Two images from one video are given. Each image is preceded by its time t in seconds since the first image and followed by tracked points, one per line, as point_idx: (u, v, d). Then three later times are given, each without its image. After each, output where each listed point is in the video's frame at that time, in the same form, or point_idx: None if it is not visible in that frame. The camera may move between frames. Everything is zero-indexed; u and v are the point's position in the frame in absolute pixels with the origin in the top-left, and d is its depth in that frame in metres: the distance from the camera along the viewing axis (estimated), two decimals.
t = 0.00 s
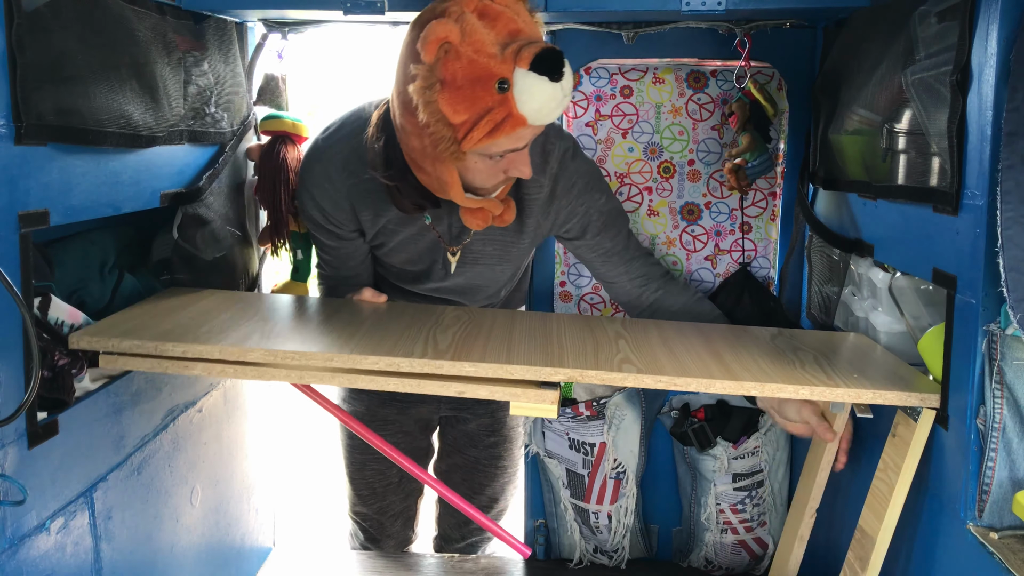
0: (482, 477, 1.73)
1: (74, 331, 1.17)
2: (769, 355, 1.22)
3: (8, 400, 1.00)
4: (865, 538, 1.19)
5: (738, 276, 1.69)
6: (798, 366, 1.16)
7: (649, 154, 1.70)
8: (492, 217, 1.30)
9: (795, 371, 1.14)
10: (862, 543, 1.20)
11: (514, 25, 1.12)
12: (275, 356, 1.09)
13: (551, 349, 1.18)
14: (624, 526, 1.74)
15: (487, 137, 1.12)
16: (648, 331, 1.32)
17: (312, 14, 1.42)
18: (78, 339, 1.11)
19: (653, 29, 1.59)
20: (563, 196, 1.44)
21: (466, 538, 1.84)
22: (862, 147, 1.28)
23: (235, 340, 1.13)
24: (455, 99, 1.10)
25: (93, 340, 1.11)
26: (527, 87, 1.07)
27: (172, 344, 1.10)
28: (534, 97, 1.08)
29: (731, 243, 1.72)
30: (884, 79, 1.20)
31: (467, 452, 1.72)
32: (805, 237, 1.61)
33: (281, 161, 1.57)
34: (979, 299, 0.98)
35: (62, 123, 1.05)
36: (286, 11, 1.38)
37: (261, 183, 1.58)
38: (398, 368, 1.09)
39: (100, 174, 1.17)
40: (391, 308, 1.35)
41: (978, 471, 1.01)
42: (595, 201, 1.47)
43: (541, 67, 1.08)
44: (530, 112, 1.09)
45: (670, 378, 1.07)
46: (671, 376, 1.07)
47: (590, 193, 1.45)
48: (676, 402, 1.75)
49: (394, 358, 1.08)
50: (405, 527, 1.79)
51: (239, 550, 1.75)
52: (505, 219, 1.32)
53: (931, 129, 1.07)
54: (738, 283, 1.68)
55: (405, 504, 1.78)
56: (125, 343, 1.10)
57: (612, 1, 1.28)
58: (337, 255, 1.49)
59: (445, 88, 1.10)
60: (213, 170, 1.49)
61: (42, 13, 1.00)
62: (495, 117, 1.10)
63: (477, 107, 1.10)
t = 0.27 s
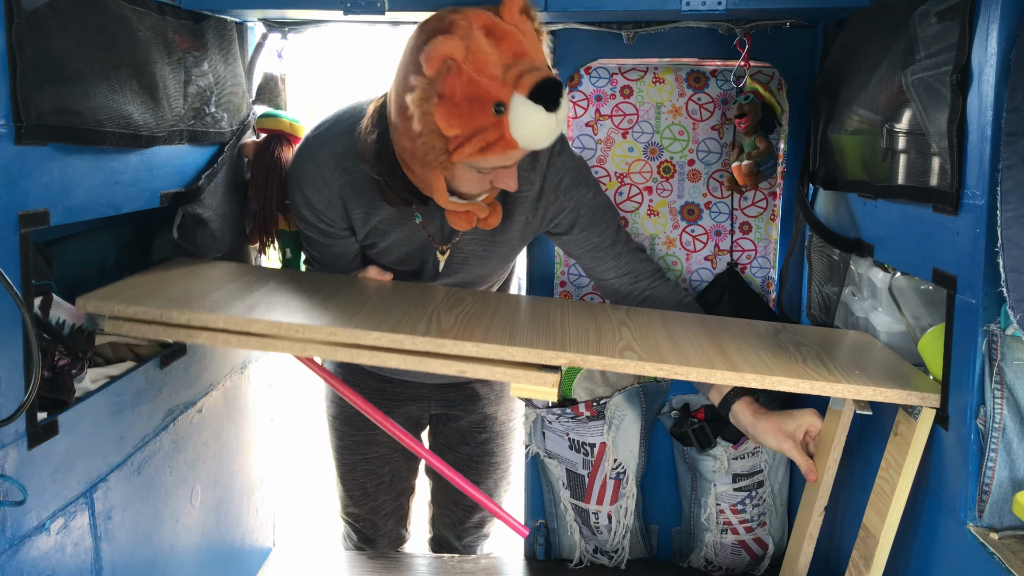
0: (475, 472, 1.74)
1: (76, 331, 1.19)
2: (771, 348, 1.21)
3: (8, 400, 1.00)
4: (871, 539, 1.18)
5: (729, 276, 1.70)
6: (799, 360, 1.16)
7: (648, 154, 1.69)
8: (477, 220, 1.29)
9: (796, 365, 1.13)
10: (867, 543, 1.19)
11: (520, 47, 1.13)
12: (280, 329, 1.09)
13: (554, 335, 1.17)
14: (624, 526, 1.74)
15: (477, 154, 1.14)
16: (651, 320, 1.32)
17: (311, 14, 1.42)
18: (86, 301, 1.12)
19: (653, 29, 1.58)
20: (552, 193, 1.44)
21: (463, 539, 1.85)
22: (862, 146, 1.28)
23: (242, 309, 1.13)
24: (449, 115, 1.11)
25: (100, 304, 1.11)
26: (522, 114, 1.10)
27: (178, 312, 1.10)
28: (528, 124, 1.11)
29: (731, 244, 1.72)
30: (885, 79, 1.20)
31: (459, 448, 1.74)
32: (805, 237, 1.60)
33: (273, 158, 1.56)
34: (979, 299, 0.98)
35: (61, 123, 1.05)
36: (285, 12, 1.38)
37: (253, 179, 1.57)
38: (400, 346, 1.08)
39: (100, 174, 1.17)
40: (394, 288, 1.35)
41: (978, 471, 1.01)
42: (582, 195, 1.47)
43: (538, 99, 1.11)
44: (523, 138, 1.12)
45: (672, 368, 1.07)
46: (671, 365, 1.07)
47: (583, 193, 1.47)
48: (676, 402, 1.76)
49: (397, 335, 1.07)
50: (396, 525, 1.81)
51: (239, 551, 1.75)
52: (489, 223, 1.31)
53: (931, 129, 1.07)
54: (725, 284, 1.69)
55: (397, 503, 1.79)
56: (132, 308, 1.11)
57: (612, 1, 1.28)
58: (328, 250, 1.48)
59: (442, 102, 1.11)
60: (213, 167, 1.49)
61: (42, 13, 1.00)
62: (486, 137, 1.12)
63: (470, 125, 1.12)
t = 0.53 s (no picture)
0: (466, 465, 1.75)
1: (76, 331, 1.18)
2: (768, 352, 1.21)
3: (8, 400, 1.00)
4: (873, 537, 1.18)
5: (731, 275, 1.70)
6: (797, 364, 1.16)
7: (648, 154, 1.69)
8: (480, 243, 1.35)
9: (796, 370, 1.13)
10: (870, 542, 1.19)
11: (580, 154, 1.23)
12: (271, 363, 1.09)
13: (549, 352, 1.17)
14: (624, 526, 1.75)
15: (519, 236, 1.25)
16: (647, 331, 1.32)
17: (310, 14, 1.42)
18: (69, 349, 1.10)
19: (653, 29, 1.60)
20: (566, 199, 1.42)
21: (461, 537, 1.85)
22: (862, 146, 1.28)
23: (228, 347, 1.12)
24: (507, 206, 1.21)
25: (83, 349, 1.10)
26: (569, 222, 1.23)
27: (165, 353, 1.10)
28: (571, 231, 1.24)
29: (731, 243, 1.72)
30: (885, 79, 1.20)
31: (452, 441, 1.74)
32: (805, 237, 1.61)
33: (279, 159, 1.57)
34: (979, 299, 0.98)
35: (61, 123, 1.05)
36: (286, 12, 1.38)
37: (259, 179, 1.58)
38: (396, 374, 1.09)
39: (101, 174, 1.17)
40: (385, 310, 1.36)
41: (978, 471, 1.01)
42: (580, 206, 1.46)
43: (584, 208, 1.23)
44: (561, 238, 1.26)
45: (670, 380, 1.07)
46: (670, 378, 1.07)
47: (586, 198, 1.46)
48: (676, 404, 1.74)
49: (391, 363, 1.08)
50: (391, 521, 1.82)
51: (239, 550, 1.75)
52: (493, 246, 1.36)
53: (931, 129, 1.07)
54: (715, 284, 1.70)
55: (390, 499, 1.80)
56: (116, 352, 1.10)
57: (612, 1, 1.28)
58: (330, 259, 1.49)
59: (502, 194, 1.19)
60: (213, 169, 1.49)
61: (41, 13, 1.00)
62: (532, 229, 1.23)
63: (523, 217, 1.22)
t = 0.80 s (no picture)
0: (463, 462, 1.75)
1: (76, 331, 1.19)
2: (771, 348, 1.21)
3: (9, 399, 1.00)
4: (872, 535, 1.18)
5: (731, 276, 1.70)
6: (798, 360, 1.16)
7: (648, 154, 1.69)
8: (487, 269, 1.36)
9: (796, 366, 1.13)
10: (869, 540, 1.19)
11: (596, 182, 1.23)
12: (280, 344, 1.10)
13: (553, 340, 1.17)
14: (624, 526, 1.75)
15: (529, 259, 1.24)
16: (651, 323, 1.32)
17: (310, 14, 1.42)
18: (89, 321, 1.13)
19: (653, 29, 1.60)
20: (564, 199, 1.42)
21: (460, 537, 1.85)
22: (862, 146, 1.28)
23: (241, 326, 1.13)
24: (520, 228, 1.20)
25: (101, 323, 1.13)
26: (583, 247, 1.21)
27: (180, 330, 1.11)
28: (584, 258, 1.23)
29: (731, 244, 1.71)
30: (885, 80, 1.20)
31: (450, 439, 1.73)
32: (805, 238, 1.62)
33: (282, 161, 1.57)
34: (979, 299, 0.98)
35: (61, 123, 1.05)
36: (286, 12, 1.38)
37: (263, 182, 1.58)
38: (399, 357, 1.09)
39: (101, 174, 1.17)
40: (395, 295, 1.36)
41: (978, 471, 1.01)
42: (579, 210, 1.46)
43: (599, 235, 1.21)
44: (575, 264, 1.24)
45: (669, 372, 1.07)
46: (669, 370, 1.07)
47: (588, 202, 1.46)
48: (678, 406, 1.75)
49: (396, 347, 1.08)
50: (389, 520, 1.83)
51: (239, 550, 1.75)
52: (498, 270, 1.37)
53: (931, 129, 1.07)
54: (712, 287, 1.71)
55: (388, 498, 1.80)
56: (132, 327, 1.12)
57: (613, 1, 1.28)
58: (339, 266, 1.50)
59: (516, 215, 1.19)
60: (213, 168, 1.49)
61: (41, 13, 1.00)
62: (543, 252, 1.22)
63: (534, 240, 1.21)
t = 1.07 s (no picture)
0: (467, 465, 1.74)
1: (77, 330, 1.18)
2: (772, 342, 1.21)
3: (8, 399, 1.00)
4: (851, 527, 1.19)
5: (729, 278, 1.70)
6: (799, 355, 1.15)
7: (648, 154, 1.69)
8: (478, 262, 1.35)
9: (797, 362, 1.13)
10: (847, 532, 1.20)
11: (583, 161, 1.21)
12: (286, 319, 1.08)
13: (557, 327, 1.16)
14: (624, 526, 1.74)
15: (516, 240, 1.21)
16: (654, 313, 1.31)
17: (311, 14, 1.42)
18: (98, 293, 1.14)
19: (653, 29, 1.60)
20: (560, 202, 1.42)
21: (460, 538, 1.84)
22: (862, 146, 1.28)
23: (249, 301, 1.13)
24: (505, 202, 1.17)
25: (111, 295, 1.13)
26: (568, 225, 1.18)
27: (188, 302, 1.11)
28: (570, 236, 1.18)
29: (731, 243, 1.71)
30: (885, 79, 1.20)
31: (454, 442, 1.74)
32: (804, 237, 1.61)
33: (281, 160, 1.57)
34: (979, 299, 0.98)
35: (61, 123, 1.05)
36: (286, 12, 1.38)
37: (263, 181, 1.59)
38: (403, 338, 1.08)
39: (101, 174, 1.17)
40: (402, 275, 1.35)
41: (978, 471, 1.01)
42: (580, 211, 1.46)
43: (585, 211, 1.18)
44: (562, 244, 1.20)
45: (670, 363, 1.07)
46: (669, 361, 1.07)
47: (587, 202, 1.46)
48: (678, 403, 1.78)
49: (399, 328, 1.07)
50: (390, 523, 1.82)
51: (239, 551, 1.75)
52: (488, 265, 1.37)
53: (931, 129, 1.06)
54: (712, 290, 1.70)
55: (390, 500, 1.80)
56: (143, 300, 1.12)
57: (612, 1, 1.28)
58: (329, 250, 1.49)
59: (502, 188, 1.17)
60: (212, 166, 1.49)
61: (42, 13, 1.00)
62: (530, 231, 1.19)
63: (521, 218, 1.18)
